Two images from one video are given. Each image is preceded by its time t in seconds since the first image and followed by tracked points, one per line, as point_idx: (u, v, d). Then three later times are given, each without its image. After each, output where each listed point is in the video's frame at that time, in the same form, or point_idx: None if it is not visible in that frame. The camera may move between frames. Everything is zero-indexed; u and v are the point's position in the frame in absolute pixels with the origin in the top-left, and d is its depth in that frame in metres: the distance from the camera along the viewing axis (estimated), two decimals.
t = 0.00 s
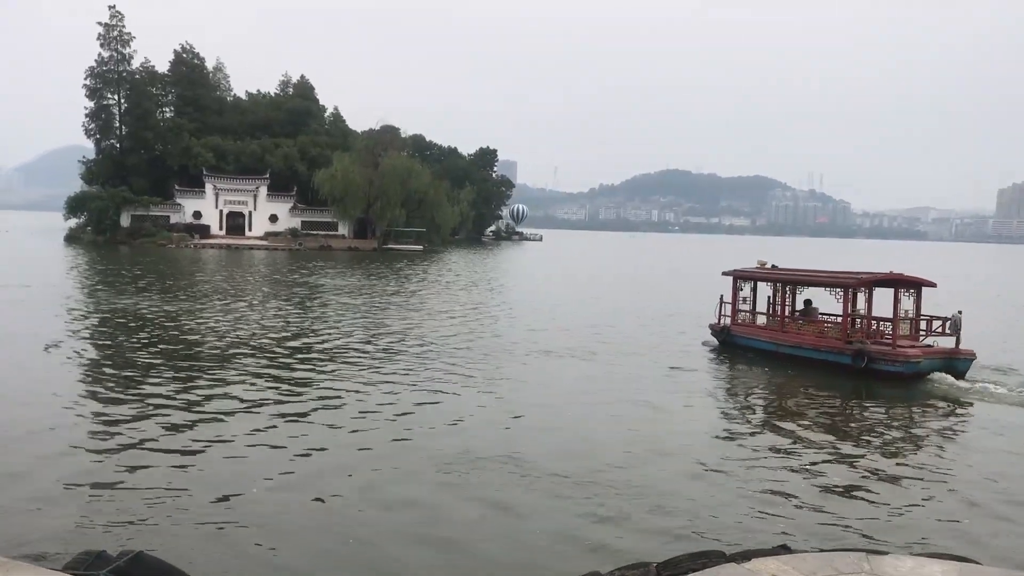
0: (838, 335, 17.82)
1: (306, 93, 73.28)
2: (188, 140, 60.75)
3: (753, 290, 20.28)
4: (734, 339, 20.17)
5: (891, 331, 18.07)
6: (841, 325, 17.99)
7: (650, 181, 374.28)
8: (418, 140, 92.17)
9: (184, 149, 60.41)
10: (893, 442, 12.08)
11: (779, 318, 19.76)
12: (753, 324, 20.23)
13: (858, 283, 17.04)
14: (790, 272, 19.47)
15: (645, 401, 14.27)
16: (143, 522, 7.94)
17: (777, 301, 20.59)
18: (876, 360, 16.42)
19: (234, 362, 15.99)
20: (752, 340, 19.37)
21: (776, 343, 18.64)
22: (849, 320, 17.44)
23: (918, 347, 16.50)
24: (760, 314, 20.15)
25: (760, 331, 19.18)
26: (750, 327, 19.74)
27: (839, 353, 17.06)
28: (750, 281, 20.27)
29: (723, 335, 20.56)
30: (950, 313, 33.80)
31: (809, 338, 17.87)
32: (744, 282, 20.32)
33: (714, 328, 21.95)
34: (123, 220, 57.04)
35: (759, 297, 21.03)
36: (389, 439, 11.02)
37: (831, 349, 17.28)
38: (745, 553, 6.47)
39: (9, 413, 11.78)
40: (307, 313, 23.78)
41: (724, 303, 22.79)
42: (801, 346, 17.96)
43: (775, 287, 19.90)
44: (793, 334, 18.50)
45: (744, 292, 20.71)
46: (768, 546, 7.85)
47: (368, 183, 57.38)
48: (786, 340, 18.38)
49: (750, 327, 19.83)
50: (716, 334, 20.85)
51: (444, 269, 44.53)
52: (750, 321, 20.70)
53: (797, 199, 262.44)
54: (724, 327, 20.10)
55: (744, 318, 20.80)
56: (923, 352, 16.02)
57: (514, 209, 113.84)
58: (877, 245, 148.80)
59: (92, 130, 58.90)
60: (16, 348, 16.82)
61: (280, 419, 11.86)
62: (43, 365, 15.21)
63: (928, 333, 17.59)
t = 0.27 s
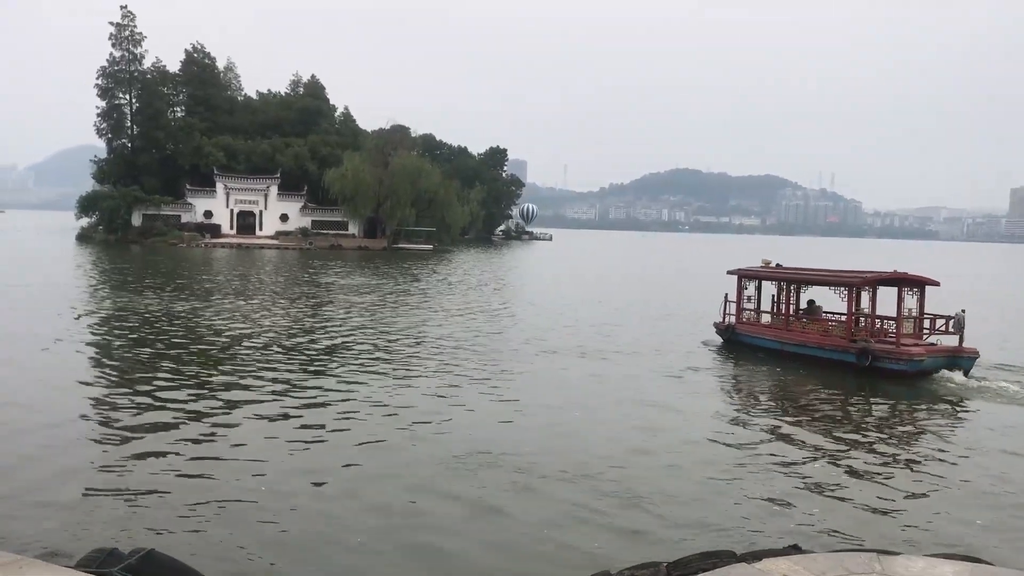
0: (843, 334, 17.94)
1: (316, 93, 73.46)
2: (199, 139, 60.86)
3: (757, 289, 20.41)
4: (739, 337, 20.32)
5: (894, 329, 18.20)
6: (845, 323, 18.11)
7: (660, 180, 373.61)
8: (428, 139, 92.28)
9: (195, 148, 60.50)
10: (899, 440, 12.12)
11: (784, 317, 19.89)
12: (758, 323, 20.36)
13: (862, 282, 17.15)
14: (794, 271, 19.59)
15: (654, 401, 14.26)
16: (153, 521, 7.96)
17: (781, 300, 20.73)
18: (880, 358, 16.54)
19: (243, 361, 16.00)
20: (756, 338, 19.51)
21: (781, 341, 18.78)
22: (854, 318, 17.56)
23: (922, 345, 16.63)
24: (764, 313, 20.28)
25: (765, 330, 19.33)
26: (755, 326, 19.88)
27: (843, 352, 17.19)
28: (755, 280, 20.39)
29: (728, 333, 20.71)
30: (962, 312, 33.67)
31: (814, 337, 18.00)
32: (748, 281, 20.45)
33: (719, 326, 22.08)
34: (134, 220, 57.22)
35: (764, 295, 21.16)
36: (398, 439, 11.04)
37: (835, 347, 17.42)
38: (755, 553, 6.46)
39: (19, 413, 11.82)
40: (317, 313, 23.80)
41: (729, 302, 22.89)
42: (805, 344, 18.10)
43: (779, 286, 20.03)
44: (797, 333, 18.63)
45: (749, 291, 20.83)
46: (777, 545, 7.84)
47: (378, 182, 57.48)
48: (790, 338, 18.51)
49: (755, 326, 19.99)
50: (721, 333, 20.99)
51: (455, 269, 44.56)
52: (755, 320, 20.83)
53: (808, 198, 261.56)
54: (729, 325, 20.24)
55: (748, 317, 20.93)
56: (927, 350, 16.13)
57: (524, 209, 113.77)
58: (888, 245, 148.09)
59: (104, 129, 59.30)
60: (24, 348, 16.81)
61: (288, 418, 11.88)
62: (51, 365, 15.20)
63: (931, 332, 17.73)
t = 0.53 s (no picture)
0: (846, 333, 18.01)
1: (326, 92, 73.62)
2: (210, 138, 61.17)
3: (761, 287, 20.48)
4: (743, 336, 20.46)
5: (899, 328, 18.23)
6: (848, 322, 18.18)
7: (670, 180, 372.89)
8: (437, 139, 92.30)
9: (206, 147, 60.81)
10: (903, 440, 12.09)
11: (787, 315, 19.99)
12: (762, 321, 20.44)
13: (865, 281, 17.20)
14: (798, 269, 19.68)
15: (662, 400, 14.24)
16: (161, 520, 7.95)
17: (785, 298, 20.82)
18: (883, 357, 16.58)
19: (254, 361, 15.97)
20: (760, 337, 19.62)
21: (785, 339, 18.87)
22: (857, 317, 17.61)
23: (925, 344, 16.66)
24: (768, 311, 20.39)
25: (769, 328, 19.43)
26: (759, 324, 20.00)
27: (846, 350, 17.27)
28: (759, 279, 20.46)
29: (732, 331, 20.84)
30: (973, 313, 33.48)
31: (817, 335, 18.10)
32: (752, 280, 20.52)
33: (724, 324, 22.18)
34: (145, 219, 57.41)
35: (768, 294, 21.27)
36: (407, 438, 11.03)
37: (838, 346, 17.52)
38: (765, 553, 6.44)
39: (26, 412, 11.81)
40: (327, 311, 23.78)
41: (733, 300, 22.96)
42: (809, 343, 18.21)
43: (782, 284, 20.13)
44: (801, 331, 18.72)
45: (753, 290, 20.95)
46: (785, 547, 7.80)
47: (388, 181, 57.56)
48: (794, 337, 18.58)
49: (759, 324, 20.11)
50: (725, 331, 21.08)
51: (464, 268, 44.53)
52: (759, 318, 20.91)
53: (819, 198, 260.37)
54: (733, 324, 20.37)
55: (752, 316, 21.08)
56: (930, 349, 16.18)
57: (533, 208, 113.73)
58: (900, 246, 147.25)
59: (115, 128, 59.68)
60: (31, 348, 16.72)
61: (299, 417, 11.86)
62: (61, 364, 15.17)
63: (935, 331, 17.76)
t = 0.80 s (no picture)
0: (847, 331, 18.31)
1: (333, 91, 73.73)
2: (217, 136, 61.36)
3: (763, 286, 20.77)
4: (745, 334, 20.77)
5: (899, 326, 18.50)
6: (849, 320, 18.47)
7: (678, 179, 372.35)
8: (444, 138, 92.32)
9: (214, 145, 60.99)
10: (905, 435, 12.29)
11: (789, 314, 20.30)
12: (764, 319, 20.75)
13: (866, 280, 17.48)
14: (800, 268, 19.95)
15: (668, 400, 14.23)
16: (169, 518, 7.96)
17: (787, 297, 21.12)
18: (884, 354, 16.88)
19: (261, 359, 15.97)
20: (762, 335, 19.94)
21: (787, 337, 19.18)
22: (858, 315, 17.91)
23: (925, 342, 16.97)
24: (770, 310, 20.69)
25: (771, 327, 19.74)
26: (761, 322, 20.30)
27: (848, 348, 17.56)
28: (760, 278, 20.77)
29: (734, 330, 21.15)
30: (982, 313, 33.35)
31: (818, 333, 18.40)
32: (754, 279, 20.82)
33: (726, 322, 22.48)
34: (153, 217, 57.52)
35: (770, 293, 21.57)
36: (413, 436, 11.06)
37: (840, 344, 17.81)
38: (773, 552, 6.44)
39: (30, 411, 11.75)
40: (334, 310, 23.76)
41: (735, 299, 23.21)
42: (811, 341, 18.50)
43: (784, 283, 20.42)
44: (803, 329, 19.03)
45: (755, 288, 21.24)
46: (793, 545, 7.83)
47: (395, 180, 57.59)
48: (796, 335, 18.89)
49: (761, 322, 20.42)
50: (726, 329, 21.38)
51: (471, 267, 44.50)
52: (760, 316, 21.21)
53: (827, 197, 259.46)
54: (735, 322, 20.68)
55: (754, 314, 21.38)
56: (930, 347, 16.48)
57: (541, 207, 113.58)
58: (908, 245, 146.48)
59: (123, 127, 59.96)
60: (33, 348, 16.50)
61: (307, 415, 11.88)
62: (69, 362, 15.20)
63: (935, 329, 18.04)
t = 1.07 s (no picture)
0: (843, 327, 18.48)
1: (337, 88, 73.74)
2: (222, 134, 61.64)
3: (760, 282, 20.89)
4: (741, 330, 20.89)
5: (894, 322, 18.71)
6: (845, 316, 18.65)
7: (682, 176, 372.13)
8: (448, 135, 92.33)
9: (218, 143, 61.22)
10: (901, 431, 12.47)
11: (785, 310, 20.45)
12: (762, 316, 20.87)
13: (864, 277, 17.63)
14: (797, 265, 20.09)
15: (671, 397, 14.24)
16: (174, 516, 7.96)
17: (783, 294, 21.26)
18: (882, 350, 17.08)
19: (267, 357, 16.01)
20: (758, 331, 20.06)
21: (783, 333, 19.32)
22: (855, 311, 18.09)
23: (921, 338, 17.23)
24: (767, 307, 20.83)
25: (767, 323, 19.87)
26: (758, 318, 20.43)
27: (845, 344, 17.72)
28: (757, 275, 20.88)
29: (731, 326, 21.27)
30: (986, 311, 33.38)
31: (815, 329, 18.54)
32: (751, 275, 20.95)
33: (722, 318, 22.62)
34: (158, 215, 57.51)
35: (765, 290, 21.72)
36: (417, 433, 11.09)
37: (837, 340, 17.95)
38: (777, 550, 6.42)
39: (38, 409, 11.74)
40: (339, 308, 23.80)
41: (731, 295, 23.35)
42: (808, 337, 18.62)
43: (781, 280, 20.56)
44: (800, 325, 19.18)
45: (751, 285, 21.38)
46: (800, 543, 7.82)
47: (400, 177, 57.61)
48: (793, 331, 19.00)
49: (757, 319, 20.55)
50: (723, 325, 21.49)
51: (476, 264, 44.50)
52: (757, 312, 21.34)
53: (831, 195, 259.06)
54: (732, 318, 20.78)
55: (750, 310, 21.52)
56: (927, 343, 16.71)
57: (544, 204, 113.55)
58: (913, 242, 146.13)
59: (128, 125, 59.51)
60: (38, 347, 16.47)
61: (312, 413, 11.91)
62: (76, 360, 15.24)
63: (930, 325, 18.27)
